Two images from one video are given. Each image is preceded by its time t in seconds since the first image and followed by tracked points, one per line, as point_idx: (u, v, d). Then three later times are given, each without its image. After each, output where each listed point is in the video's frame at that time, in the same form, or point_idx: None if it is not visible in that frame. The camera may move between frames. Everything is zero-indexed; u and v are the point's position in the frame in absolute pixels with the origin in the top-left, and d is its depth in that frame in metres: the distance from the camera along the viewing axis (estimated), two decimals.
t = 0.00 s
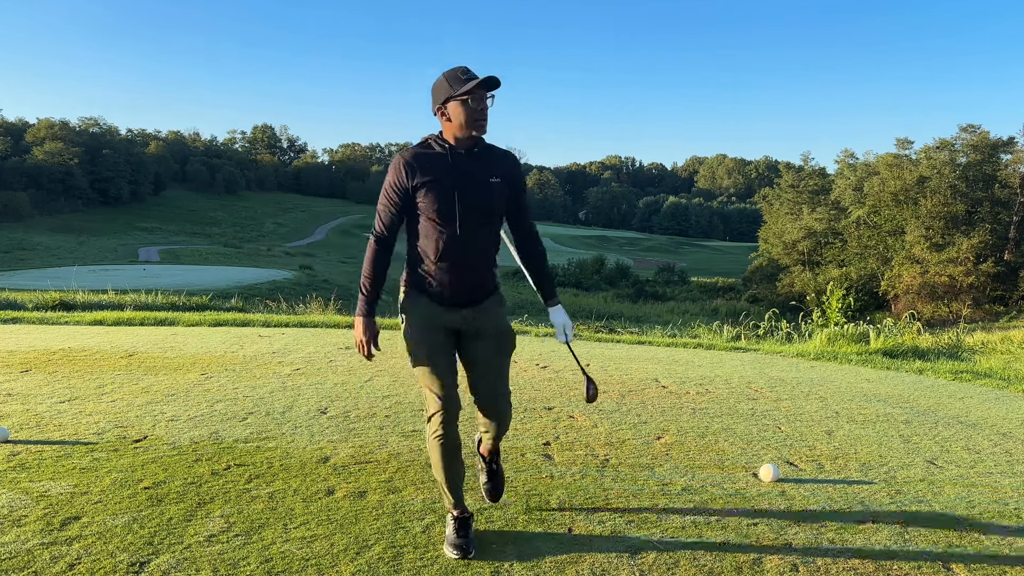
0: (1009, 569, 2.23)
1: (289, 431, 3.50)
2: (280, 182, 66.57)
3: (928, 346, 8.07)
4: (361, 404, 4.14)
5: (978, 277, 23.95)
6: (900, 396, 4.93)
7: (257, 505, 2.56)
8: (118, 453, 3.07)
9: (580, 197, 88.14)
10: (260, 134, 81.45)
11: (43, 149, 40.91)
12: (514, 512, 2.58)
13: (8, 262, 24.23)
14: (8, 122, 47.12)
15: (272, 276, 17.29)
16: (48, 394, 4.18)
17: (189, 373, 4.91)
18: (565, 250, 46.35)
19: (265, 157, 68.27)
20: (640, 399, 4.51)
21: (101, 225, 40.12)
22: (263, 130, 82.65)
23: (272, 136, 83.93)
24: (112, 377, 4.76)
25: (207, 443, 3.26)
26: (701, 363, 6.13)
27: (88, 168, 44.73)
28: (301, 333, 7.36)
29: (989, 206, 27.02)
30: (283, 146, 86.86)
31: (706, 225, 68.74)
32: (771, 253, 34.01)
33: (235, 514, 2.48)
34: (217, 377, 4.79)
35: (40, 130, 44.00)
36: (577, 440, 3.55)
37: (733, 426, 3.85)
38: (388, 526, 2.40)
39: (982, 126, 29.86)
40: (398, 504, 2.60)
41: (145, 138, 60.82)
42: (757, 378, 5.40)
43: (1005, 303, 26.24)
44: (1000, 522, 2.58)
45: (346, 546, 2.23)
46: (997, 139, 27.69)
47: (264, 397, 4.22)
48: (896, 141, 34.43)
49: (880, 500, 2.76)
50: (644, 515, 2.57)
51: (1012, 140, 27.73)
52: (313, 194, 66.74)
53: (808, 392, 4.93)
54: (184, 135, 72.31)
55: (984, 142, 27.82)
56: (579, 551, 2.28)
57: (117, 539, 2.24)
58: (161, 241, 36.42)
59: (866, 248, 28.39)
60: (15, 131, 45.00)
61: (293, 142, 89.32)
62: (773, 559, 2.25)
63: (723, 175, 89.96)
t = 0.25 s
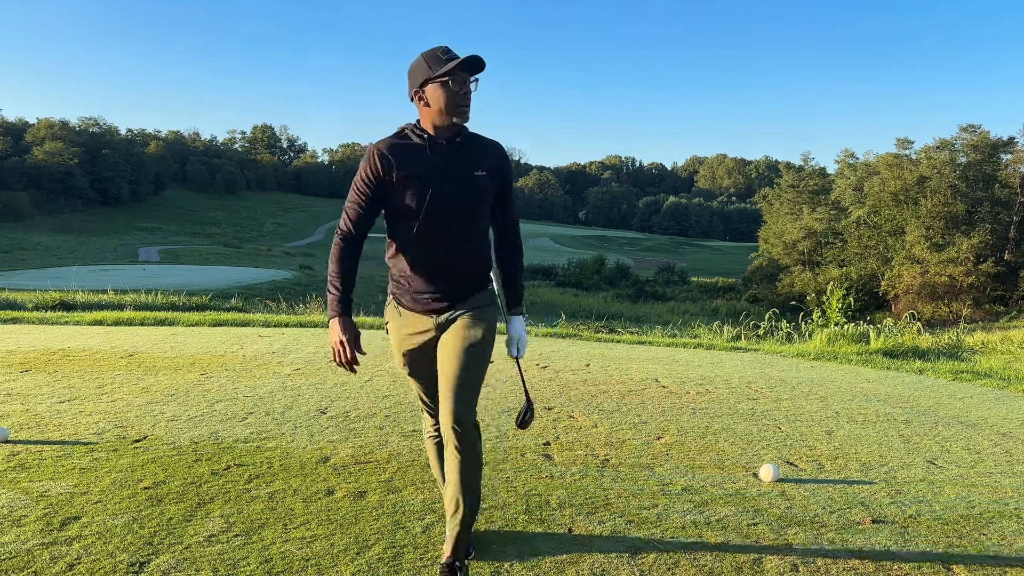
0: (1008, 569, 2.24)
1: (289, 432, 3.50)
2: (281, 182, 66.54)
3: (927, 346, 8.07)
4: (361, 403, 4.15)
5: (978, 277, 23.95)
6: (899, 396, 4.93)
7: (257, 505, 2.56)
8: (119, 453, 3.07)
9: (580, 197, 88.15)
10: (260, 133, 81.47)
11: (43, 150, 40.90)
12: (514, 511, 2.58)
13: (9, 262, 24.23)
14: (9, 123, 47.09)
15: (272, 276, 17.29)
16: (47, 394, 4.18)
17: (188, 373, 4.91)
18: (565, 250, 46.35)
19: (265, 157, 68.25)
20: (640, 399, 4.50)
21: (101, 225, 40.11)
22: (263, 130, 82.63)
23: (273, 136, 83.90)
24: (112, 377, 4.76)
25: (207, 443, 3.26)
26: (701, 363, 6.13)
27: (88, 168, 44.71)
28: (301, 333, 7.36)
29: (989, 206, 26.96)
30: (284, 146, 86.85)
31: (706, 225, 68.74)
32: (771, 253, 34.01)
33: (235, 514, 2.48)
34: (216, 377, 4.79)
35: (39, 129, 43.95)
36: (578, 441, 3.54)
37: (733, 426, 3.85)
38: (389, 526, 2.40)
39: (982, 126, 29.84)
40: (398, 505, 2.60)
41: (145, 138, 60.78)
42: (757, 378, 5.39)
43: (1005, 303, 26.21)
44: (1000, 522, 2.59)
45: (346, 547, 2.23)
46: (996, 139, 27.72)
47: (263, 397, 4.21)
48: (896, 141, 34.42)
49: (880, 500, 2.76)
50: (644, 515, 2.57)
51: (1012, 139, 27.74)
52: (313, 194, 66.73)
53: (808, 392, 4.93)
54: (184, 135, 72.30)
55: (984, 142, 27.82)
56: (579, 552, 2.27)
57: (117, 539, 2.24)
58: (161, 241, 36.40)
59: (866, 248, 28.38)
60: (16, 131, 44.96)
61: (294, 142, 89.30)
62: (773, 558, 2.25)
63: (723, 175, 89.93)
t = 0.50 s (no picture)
0: None
1: (220, 456, 3.39)
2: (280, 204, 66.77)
3: (910, 357, 7.93)
4: (304, 426, 4.04)
5: (979, 285, 23.77)
6: (864, 408, 4.81)
7: (159, 537, 2.44)
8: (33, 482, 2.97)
9: (582, 212, 88.22)
10: (262, 155, 81.94)
11: (42, 175, 41.07)
12: (425, 537, 2.47)
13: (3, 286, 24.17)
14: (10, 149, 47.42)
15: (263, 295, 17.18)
16: None
17: (138, 397, 4.80)
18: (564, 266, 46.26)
19: (265, 179, 68.49)
20: (594, 416, 4.39)
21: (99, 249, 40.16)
22: (266, 153, 83.13)
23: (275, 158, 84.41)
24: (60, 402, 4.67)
25: (130, 470, 3.16)
26: (671, 377, 6.01)
27: (87, 194, 44.89)
28: (273, 353, 7.26)
29: (990, 214, 26.60)
30: (286, 168, 87.27)
31: (708, 238, 68.47)
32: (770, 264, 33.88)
33: (132, 546, 2.37)
34: (165, 400, 4.68)
35: (39, 155, 44.18)
36: (519, 461, 3.41)
37: (682, 442, 3.74)
38: (288, 556, 2.30)
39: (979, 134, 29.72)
40: (306, 534, 2.48)
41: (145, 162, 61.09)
42: (722, 392, 5.26)
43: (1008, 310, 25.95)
44: (935, 540, 2.49)
45: None
46: (995, 147, 27.50)
47: (204, 421, 4.11)
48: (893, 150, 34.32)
49: (813, 519, 2.66)
50: (563, 539, 2.46)
51: (1011, 147, 27.45)
52: (313, 215, 66.95)
53: (771, 405, 4.81)
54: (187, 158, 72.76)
55: (983, 150, 27.68)
56: None
57: None
58: (159, 264, 36.39)
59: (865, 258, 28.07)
60: (18, 158, 45.25)
61: (296, 164, 89.71)
62: None
63: (725, 188, 89.93)
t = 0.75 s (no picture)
0: None
1: (220, 456, 3.39)
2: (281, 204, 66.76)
3: (910, 357, 7.92)
4: (304, 426, 4.04)
5: (979, 285, 23.76)
6: (865, 408, 4.81)
7: (158, 537, 2.44)
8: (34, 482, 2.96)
9: (582, 212, 88.20)
10: (263, 156, 81.90)
11: (43, 175, 40.97)
12: (426, 537, 2.46)
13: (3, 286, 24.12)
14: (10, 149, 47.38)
15: (263, 295, 17.17)
16: None
17: (137, 397, 4.80)
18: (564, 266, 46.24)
19: (265, 179, 68.42)
20: (594, 416, 4.39)
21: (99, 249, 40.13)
22: (267, 153, 83.13)
23: (275, 158, 84.40)
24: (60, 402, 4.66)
25: (130, 470, 3.16)
26: (671, 377, 6.00)
27: (87, 194, 44.87)
28: (272, 353, 7.25)
29: (990, 214, 26.59)
30: (286, 168, 87.23)
31: (708, 238, 68.42)
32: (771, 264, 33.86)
33: (133, 547, 2.37)
34: (164, 400, 4.67)
35: (40, 155, 44.06)
36: (518, 461, 3.40)
37: (682, 443, 3.74)
38: (288, 557, 2.30)
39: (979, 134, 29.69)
40: (306, 534, 2.48)
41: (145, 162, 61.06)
42: (722, 392, 5.25)
43: (1008, 310, 25.95)
44: (936, 540, 2.49)
45: None
46: (995, 147, 27.48)
47: (204, 421, 4.10)
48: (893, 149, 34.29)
49: (813, 519, 2.66)
50: (563, 539, 2.46)
51: (1011, 147, 27.40)
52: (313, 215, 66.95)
53: (770, 405, 4.81)
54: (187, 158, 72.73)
55: (983, 150, 27.66)
56: None
57: None
58: (159, 264, 36.36)
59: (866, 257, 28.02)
60: (18, 159, 45.22)
61: (296, 164, 89.72)
62: None
63: (725, 188, 89.91)
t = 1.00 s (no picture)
0: None
1: (219, 457, 3.39)
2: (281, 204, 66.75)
3: (911, 357, 7.90)
4: (304, 426, 4.04)
5: (979, 285, 23.76)
6: (865, 409, 4.81)
7: (158, 537, 2.44)
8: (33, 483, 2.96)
9: (582, 213, 88.19)
10: (263, 156, 81.89)
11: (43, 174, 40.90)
12: (425, 538, 2.46)
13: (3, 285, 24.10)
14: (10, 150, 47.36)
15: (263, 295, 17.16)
16: None
17: (137, 398, 4.79)
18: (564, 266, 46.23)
19: (265, 179, 68.41)
20: (594, 416, 4.39)
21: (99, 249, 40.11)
22: (267, 153, 83.13)
23: (275, 158, 84.42)
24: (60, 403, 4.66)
25: (130, 470, 3.16)
26: (671, 377, 6.00)
27: (87, 194, 44.86)
28: (272, 353, 7.25)
29: (990, 214, 26.57)
30: (286, 168, 87.23)
31: (708, 237, 68.38)
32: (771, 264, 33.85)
33: (133, 547, 2.37)
34: (164, 401, 4.67)
35: (41, 154, 43.96)
36: (518, 461, 3.40)
37: (682, 443, 3.74)
38: (288, 557, 2.30)
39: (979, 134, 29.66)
40: (305, 534, 2.48)
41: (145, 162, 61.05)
42: (722, 392, 5.25)
43: (1008, 311, 25.95)
44: (936, 540, 2.49)
45: None
46: (995, 146, 27.45)
47: (204, 422, 4.09)
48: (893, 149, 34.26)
49: (813, 519, 2.66)
50: (562, 539, 2.46)
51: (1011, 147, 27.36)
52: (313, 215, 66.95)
53: (770, 405, 4.81)
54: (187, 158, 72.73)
55: (983, 150, 27.64)
56: None
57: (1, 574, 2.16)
58: (159, 264, 36.35)
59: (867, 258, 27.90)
60: (19, 159, 45.22)
61: (296, 164, 89.70)
62: None
63: (725, 188, 89.87)
